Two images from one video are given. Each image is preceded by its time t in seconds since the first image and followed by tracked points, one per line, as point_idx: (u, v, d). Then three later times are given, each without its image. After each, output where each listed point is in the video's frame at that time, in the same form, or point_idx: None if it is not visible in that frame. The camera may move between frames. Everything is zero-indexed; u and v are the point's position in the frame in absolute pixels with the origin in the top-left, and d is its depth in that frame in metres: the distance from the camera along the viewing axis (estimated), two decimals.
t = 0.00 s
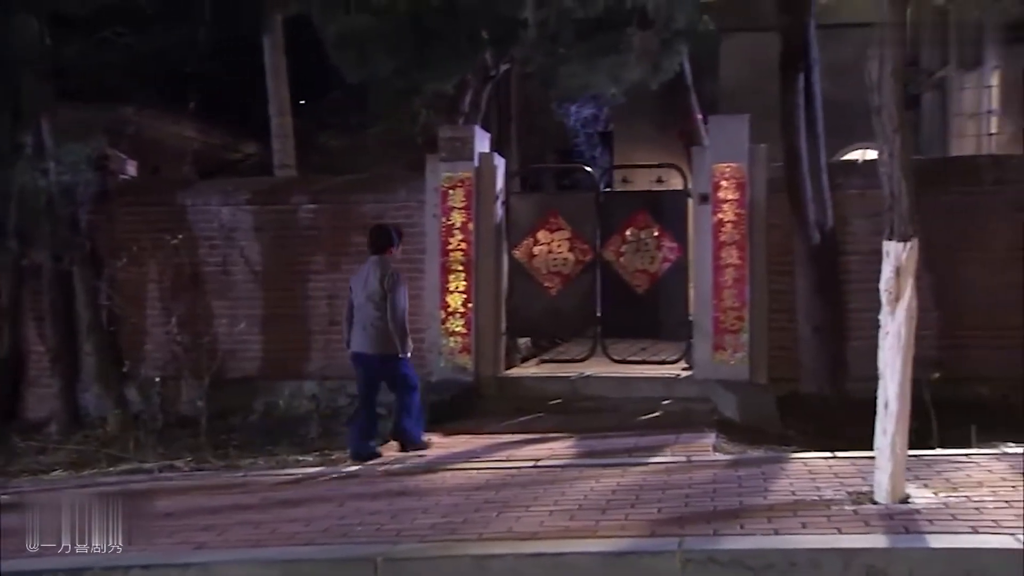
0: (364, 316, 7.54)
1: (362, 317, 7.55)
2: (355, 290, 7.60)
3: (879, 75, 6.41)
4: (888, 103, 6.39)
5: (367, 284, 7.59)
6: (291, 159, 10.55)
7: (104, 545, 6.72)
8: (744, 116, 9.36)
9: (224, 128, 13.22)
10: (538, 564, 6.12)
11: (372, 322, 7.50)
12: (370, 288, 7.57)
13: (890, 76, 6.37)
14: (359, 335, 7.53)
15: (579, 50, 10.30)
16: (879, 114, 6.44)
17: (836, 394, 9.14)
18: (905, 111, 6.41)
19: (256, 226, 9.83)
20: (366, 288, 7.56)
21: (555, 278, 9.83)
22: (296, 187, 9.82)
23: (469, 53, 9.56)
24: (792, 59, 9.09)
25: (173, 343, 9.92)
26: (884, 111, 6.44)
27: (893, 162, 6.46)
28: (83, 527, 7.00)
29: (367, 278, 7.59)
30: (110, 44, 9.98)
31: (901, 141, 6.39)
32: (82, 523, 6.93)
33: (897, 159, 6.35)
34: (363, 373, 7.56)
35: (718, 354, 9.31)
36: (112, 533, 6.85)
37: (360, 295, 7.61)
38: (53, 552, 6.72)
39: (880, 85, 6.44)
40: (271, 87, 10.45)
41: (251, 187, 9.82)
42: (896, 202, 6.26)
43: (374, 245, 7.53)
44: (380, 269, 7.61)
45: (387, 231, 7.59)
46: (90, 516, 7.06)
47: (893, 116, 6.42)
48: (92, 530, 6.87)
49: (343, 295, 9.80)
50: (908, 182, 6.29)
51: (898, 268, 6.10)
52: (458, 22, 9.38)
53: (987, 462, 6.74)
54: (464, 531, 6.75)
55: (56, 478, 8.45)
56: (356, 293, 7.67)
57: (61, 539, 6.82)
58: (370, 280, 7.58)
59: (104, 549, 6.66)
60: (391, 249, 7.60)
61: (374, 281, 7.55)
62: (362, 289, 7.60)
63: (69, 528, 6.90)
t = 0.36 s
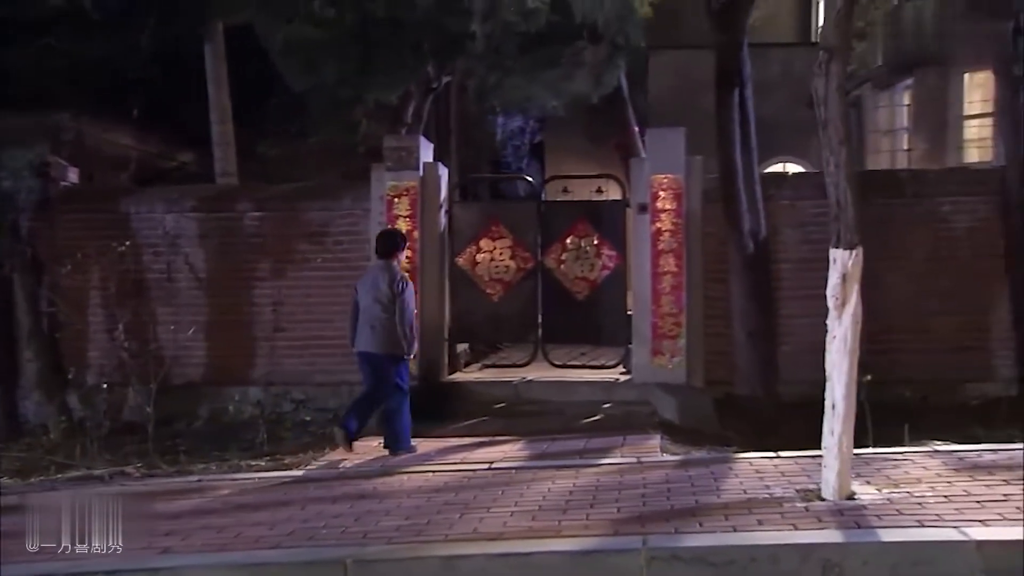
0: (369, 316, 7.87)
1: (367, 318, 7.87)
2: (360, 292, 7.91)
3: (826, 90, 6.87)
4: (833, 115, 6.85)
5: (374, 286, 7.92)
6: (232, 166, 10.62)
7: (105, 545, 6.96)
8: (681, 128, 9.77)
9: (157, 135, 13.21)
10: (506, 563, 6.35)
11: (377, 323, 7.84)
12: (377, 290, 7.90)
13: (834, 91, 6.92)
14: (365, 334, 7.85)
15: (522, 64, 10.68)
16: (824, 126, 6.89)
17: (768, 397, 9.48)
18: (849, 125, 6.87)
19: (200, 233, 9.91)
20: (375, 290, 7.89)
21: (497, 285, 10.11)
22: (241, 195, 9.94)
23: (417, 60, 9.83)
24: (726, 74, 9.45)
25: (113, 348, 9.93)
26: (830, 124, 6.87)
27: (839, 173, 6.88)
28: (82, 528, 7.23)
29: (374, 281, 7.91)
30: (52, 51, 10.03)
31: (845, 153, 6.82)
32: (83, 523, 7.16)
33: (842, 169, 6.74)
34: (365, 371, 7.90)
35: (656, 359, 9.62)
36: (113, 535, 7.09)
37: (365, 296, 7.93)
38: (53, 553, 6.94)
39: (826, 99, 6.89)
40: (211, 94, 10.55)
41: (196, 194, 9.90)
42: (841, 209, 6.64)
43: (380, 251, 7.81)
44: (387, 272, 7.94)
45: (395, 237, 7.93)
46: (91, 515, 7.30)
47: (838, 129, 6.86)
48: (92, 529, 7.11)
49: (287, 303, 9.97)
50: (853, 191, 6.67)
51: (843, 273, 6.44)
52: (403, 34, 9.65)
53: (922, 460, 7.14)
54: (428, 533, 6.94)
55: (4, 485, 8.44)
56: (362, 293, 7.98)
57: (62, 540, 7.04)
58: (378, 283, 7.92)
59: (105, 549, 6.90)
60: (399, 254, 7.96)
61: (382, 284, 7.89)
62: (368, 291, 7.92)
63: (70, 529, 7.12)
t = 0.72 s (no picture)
0: (369, 320, 8.33)
1: (367, 322, 8.32)
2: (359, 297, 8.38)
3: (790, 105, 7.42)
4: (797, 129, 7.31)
5: (373, 293, 8.40)
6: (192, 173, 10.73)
7: (105, 545, 7.19)
8: (636, 141, 10.08)
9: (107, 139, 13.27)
10: (490, 562, 6.58)
11: (377, 326, 8.30)
12: (376, 296, 8.38)
13: (799, 106, 7.32)
14: (365, 337, 8.30)
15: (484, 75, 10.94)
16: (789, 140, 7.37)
17: (720, 399, 9.86)
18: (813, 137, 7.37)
19: (165, 239, 10.06)
20: (374, 296, 8.36)
21: (458, 291, 10.39)
22: (206, 202, 10.11)
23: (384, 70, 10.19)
24: (680, 90, 9.88)
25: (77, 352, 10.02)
26: (794, 136, 7.44)
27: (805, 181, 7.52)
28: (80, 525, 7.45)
29: (373, 287, 8.40)
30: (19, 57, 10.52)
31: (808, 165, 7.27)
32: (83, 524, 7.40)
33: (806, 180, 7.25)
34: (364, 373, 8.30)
35: (612, 362, 9.95)
36: (111, 535, 7.33)
37: (364, 302, 8.39)
38: (54, 553, 7.16)
39: (790, 114, 7.44)
40: (172, 102, 10.70)
41: (160, 201, 10.05)
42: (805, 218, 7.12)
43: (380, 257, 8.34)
44: (385, 279, 8.44)
45: (392, 246, 8.47)
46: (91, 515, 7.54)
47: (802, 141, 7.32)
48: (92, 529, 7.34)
49: (251, 307, 10.14)
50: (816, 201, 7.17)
51: (807, 280, 6.86)
52: (367, 45, 9.95)
53: (876, 457, 7.56)
54: (411, 533, 7.16)
55: None
56: (361, 300, 8.45)
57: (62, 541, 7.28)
58: (377, 290, 8.40)
59: (104, 549, 7.12)
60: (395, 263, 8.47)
61: (381, 290, 8.37)
62: (367, 296, 8.39)
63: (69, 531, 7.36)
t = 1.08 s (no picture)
0: (370, 322, 8.84)
1: (369, 324, 8.82)
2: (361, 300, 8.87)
3: (768, 115, 7.92)
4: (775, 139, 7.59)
5: (371, 295, 8.92)
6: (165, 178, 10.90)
7: (107, 544, 7.39)
8: (605, 150, 10.47)
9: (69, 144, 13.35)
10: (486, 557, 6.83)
11: (380, 327, 8.83)
12: (376, 299, 8.90)
13: (776, 117, 7.86)
14: (367, 337, 8.79)
15: (456, 84, 11.13)
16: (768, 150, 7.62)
17: (685, 400, 10.24)
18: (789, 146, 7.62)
19: (141, 244, 10.23)
20: (375, 298, 8.89)
21: (429, 295, 10.63)
22: (181, 207, 10.30)
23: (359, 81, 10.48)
24: (647, 103, 10.25)
25: (53, 356, 10.15)
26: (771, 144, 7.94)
27: (780, 190, 8.08)
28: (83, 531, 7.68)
29: (373, 290, 8.93)
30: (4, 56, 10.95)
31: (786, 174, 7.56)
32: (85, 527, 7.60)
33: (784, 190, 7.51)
34: (367, 373, 8.80)
35: (581, 365, 10.27)
36: (114, 536, 7.54)
37: (365, 304, 8.90)
38: (55, 552, 7.36)
39: (768, 124, 7.92)
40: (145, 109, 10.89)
41: (136, 207, 10.21)
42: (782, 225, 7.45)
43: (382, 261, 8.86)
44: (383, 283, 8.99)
45: (390, 251, 9.03)
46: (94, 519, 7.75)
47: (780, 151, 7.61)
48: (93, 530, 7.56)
49: (227, 311, 10.34)
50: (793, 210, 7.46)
51: (785, 285, 7.30)
52: (344, 55, 10.24)
53: (843, 455, 7.98)
54: (404, 531, 7.40)
55: None
56: (360, 303, 8.95)
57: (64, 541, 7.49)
58: (376, 293, 8.93)
59: (106, 548, 7.31)
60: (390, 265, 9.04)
61: (380, 292, 8.91)
62: (368, 299, 8.90)
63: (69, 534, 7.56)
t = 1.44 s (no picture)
0: (376, 326, 9.21)
1: (373, 329, 9.20)
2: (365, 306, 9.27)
3: (746, 127, 7.98)
4: (752, 150, 7.97)
5: (379, 302, 9.28)
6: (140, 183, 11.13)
7: (108, 544, 7.52)
8: (575, 158, 10.79)
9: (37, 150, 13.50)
10: (483, 552, 7.10)
11: (384, 332, 9.20)
12: (383, 306, 9.28)
13: (755, 129, 7.95)
14: (371, 340, 9.19)
15: (430, 93, 11.44)
16: (745, 159, 8.00)
17: (653, 400, 10.61)
18: (766, 156, 8.00)
19: (120, 248, 10.43)
20: (382, 305, 9.24)
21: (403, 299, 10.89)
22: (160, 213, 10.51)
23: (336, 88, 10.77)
24: (616, 114, 10.60)
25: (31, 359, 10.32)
26: (750, 156, 7.98)
27: (758, 200, 7.93)
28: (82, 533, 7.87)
29: (378, 297, 9.31)
30: None
31: (763, 182, 7.94)
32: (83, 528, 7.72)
33: (761, 197, 7.89)
34: (371, 373, 9.19)
35: (551, 367, 10.62)
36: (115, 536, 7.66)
37: (370, 310, 9.27)
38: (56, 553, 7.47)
39: (747, 135, 8.00)
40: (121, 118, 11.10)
41: (115, 212, 10.42)
42: (760, 231, 7.85)
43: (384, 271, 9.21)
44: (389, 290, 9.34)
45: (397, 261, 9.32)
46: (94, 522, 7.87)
47: (757, 161, 8.00)
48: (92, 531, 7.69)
49: (204, 315, 10.55)
50: (771, 216, 7.85)
51: (763, 289, 7.70)
52: (325, 65, 10.52)
53: (814, 451, 8.40)
54: (399, 528, 7.63)
55: None
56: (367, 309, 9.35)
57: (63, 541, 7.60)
58: (383, 301, 9.29)
59: (107, 548, 7.43)
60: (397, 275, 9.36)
61: (388, 300, 9.26)
62: (372, 306, 9.29)
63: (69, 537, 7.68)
